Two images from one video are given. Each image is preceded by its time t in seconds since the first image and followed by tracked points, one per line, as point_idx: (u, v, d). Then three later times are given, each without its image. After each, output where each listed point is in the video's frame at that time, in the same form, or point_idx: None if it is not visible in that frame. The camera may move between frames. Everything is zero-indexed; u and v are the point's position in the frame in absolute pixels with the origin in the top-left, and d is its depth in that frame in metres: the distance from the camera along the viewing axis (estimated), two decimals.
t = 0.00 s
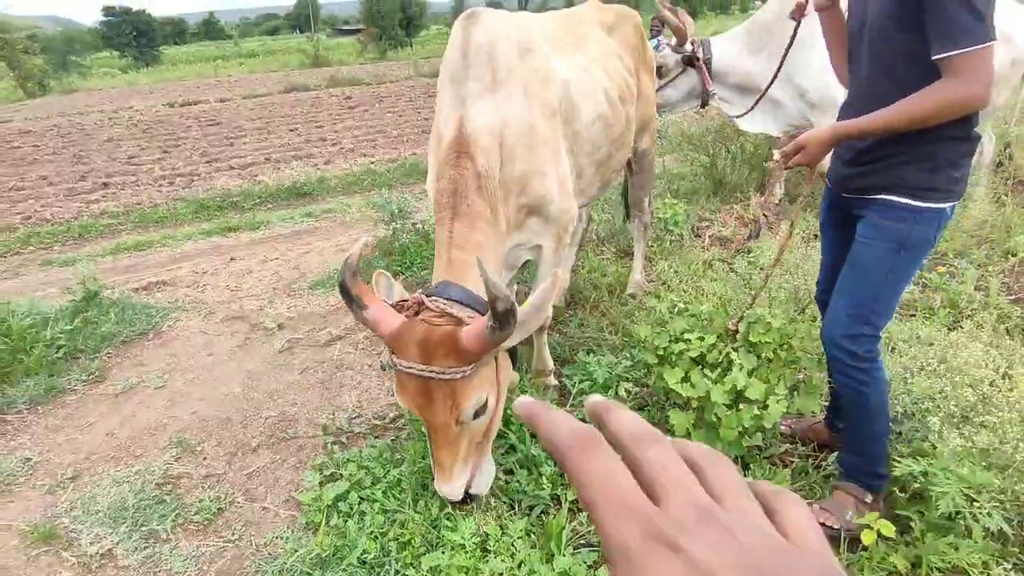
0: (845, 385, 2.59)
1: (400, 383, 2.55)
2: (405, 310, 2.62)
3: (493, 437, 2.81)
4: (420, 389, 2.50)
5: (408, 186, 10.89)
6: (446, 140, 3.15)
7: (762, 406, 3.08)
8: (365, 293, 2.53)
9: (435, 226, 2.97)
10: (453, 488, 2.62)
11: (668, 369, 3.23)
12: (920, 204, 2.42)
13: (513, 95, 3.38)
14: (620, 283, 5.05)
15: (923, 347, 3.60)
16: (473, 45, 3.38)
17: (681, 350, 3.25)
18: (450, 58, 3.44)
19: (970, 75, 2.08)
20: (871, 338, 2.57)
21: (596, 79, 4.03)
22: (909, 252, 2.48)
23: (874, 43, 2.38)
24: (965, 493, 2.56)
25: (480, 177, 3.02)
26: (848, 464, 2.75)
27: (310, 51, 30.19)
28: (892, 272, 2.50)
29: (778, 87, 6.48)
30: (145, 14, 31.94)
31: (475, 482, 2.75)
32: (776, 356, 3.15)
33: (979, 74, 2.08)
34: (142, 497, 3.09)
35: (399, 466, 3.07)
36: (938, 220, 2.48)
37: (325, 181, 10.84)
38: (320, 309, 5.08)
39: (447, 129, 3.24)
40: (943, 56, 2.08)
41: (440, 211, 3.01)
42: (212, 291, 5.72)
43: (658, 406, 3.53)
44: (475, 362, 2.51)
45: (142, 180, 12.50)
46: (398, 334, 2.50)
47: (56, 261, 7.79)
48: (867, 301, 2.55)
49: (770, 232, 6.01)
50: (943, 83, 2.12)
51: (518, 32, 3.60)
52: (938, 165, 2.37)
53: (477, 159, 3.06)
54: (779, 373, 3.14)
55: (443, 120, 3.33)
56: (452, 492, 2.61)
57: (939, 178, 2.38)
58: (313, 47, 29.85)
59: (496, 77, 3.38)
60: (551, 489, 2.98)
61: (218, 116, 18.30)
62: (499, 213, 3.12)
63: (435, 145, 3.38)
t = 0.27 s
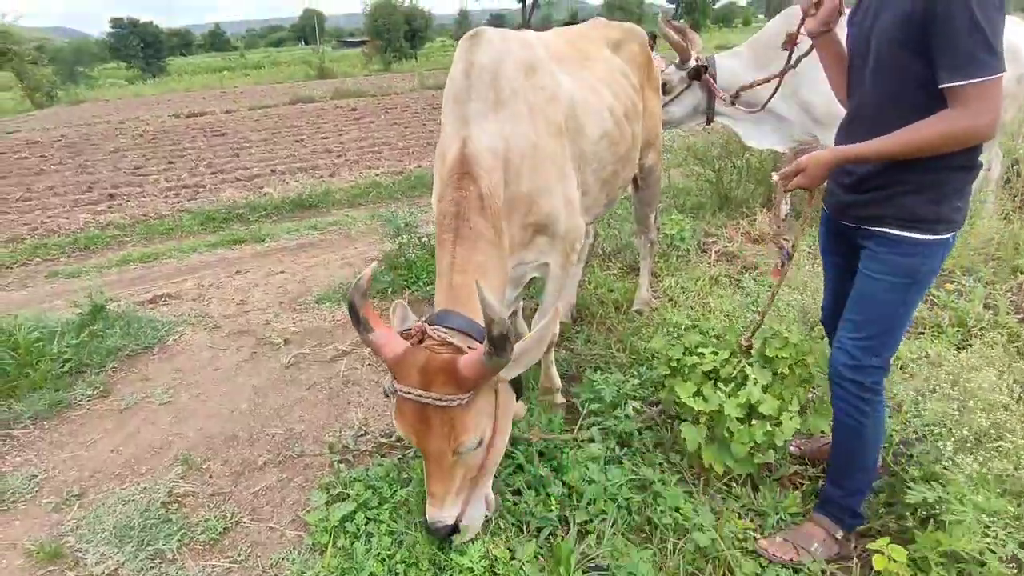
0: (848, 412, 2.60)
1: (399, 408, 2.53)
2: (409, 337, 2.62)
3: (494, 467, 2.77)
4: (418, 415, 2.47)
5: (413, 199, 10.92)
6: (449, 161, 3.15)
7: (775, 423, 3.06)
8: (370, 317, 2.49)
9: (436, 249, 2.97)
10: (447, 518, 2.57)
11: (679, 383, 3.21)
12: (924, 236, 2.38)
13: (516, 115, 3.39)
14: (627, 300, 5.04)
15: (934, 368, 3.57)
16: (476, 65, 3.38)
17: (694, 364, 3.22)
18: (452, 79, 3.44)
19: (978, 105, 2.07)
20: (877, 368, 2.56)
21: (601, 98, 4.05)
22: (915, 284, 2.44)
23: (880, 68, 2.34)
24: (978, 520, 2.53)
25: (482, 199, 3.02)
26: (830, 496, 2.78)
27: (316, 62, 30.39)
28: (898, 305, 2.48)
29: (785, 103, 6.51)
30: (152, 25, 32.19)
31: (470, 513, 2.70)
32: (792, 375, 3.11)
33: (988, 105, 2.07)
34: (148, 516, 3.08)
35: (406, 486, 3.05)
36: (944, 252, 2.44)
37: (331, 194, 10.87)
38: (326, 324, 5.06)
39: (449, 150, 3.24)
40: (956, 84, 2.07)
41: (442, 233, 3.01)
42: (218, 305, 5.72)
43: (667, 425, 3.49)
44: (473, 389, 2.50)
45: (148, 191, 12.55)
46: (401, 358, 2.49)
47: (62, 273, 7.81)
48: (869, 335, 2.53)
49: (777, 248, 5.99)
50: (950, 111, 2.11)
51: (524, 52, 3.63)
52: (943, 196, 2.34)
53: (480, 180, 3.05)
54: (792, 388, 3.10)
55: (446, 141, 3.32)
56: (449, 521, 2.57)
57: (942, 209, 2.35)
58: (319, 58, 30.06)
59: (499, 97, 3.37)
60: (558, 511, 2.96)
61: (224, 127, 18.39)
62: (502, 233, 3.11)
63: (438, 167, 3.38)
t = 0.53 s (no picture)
0: (860, 441, 2.57)
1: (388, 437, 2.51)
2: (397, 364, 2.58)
3: (490, 494, 2.72)
4: (403, 444, 2.45)
5: (426, 213, 10.94)
6: (448, 185, 3.16)
7: (789, 453, 3.00)
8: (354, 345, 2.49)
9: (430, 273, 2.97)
10: (442, 547, 2.55)
11: (690, 411, 3.17)
12: (940, 262, 2.32)
13: (520, 136, 3.37)
14: (639, 317, 4.98)
15: (955, 391, 3.48)
16: (478, 88, 3.40)
17: (705, 392, 3.18)
18: (455, 102, 3.46)
19: (1003, 130, 2.00)
20: (895, 396, 2.50)
21: (611, 116, 4.04)
22: (931, 311, 2.38)
23: (893, 87, 2.28)
24: (1005, 552, 2.43)
25: (477, 223, 3.00)
26: (845, 523, 2.72)
27: (332, 77, 30.74)
28: (914, 333, 2.42)
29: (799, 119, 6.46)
30: (173, 41, 32.79)
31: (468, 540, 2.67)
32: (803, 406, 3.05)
33: (1013, 131, 2.00)
34: (153, 533, 3.05)
35: (413, 506, 3.01)
36: (961, 277, 2.38)
37: (344, 208, 10.92)
38: (337, 339, 5.05)
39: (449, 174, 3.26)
40: (977, 109, 2.01)
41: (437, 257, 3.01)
42: (229, 319, 5.73)
43: (679, 446, 3.42)
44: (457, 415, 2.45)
45: (164, 204, 12.69)
46: (384, 386, 2.46)
47: (77, 285, 7.88)
48: (884, 362, 2.48)
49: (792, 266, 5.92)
50: (975, 136, 2.05)
51: (529, 71, 3.62)
52: (961, 217, 2.28)
53: (477, 203, 3.05)
54: (806, 417, 3.03)
55: (447, 165, 3.34)
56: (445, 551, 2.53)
57: (961, 233, 2.29)
58: (334, 73, 30.41)
59: (502, 119, 3.36)
60: (567, 535, 2.90)
61: (240, 141, 18.60)
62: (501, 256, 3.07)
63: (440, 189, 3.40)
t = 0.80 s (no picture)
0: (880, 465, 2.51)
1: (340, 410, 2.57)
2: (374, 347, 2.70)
3: (414, 504, 2.70)
4: (349, 419, 2.49)
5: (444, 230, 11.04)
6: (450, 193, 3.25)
7: (802, 469, 2.97)
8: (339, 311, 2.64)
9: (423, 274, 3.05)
10: (352, 541, 2.50)
11: (702, 427, 3.14)
12: (955, 283, 2.29)
13: (527, 150, 3.41)
14: (652, 336, 4.97)
15: (975, 415, 3.41)
16: (487, 101, 3.46)
17: (717, 407, 3.15)
18: (464, 112, 3.53)
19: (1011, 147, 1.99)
20: (913, 421, 2.46)
21: (621, 134, 4.07)
22: (948, 332, 2.35)
23: (899, 107, 2.27)
24: None
25: (474, 230, 3.07)
26: (858, 547, 2.69)
27: (356, 96, 31.29)
28: (931, 355, 2.38)
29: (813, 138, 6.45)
30: (202, 61, 33.67)
31: (379, 549, 2.61)
32: (818, 421, 3.02)
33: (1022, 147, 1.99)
34: (165, 542, 3.10)
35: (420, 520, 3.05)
36: (977, 297, 2.35)
37: (364, 224, 11.06)
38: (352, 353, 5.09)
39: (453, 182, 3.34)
40: (982, 127, 2.01)
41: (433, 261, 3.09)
42: (248, 332, 5.81)
43: (690, 465, 3.40)
44: (413, 407, 2.51)
45: (189, 219, 12.96)
46: (354, 358, 2.58)
47: (103, 297, 8.06)
48: (902, 385, 2.44)
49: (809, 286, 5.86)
50: (981, 156, 2.04)
51: (541, 88, 3.67)
52: (969, 237, 2.26)
53: (475, 212, 3.12)
54: (819, 433, 3.01)
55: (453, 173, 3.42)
56: (347, 548, 2.49)
57: (974, 252, 2.26)
58: (358, 93, 30.95)
59: (510, 132, 3.41)
60: (574, 552, 2.88)
61: (265, 158, 18.97)
62: (500, 266, 3.12)
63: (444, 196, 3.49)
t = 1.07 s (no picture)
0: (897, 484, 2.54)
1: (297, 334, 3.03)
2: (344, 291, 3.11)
3: (330, 444, 3.02)
4: (291, 342, 2.92)
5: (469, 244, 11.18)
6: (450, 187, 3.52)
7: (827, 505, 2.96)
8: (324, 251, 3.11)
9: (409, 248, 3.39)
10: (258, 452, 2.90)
11: (722, 457, 3.14)
12: (971, 304, 2.33)
13: (536, 166, 3.53)
14: (675, 352, 5.01)
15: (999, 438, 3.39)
16: (502, 114, 3.60)
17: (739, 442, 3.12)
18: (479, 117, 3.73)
19: None
20: (931, 439, 2.49)
21: (639, 158, 4.15)
22: (965, 352, 2.38)
23: (918, 128, 2.32)
24: None
25: (461, 226, 3.34)
26: (876, 565, 2.74)
27: (384, 111, 31.85)
28: (948, 374, 2.41)
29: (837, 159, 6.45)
30: (236, 76, 34.58)
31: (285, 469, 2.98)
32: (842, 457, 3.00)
33: None
34: (198, 539, 3.23)
35: (443, 527, 3.15)
36: (994, 317, 2.38)
37: (390, 237, 11.26)
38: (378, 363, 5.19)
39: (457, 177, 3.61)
40: (1013, 146, 2.04)
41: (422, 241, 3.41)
42: (278, 340, 5.97)
43: (708, 480, 3.44)
44: (337, 344, 2.86)
45: (221, 230, 13.32)
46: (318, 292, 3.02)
47: (138, 304, 8.33)
48: (918, 403, 2.48)
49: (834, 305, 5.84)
50: (1018, 173, 2.05)
51: (561, 109, 3.77)
52: (986, 258, 2.29)
53: (467, 210, 3.37)
54: (841, 468, 3.01)
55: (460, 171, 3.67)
56: (256, 462, 2.90)
57: (990, 273, 2.29)
58: (387, 108, 31.50)
59: (519, 146, 3.55)
60: (593, 561, 2.94)
61: (295, 171, 19.40)
62: (481, 264, 3.34)
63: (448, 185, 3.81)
